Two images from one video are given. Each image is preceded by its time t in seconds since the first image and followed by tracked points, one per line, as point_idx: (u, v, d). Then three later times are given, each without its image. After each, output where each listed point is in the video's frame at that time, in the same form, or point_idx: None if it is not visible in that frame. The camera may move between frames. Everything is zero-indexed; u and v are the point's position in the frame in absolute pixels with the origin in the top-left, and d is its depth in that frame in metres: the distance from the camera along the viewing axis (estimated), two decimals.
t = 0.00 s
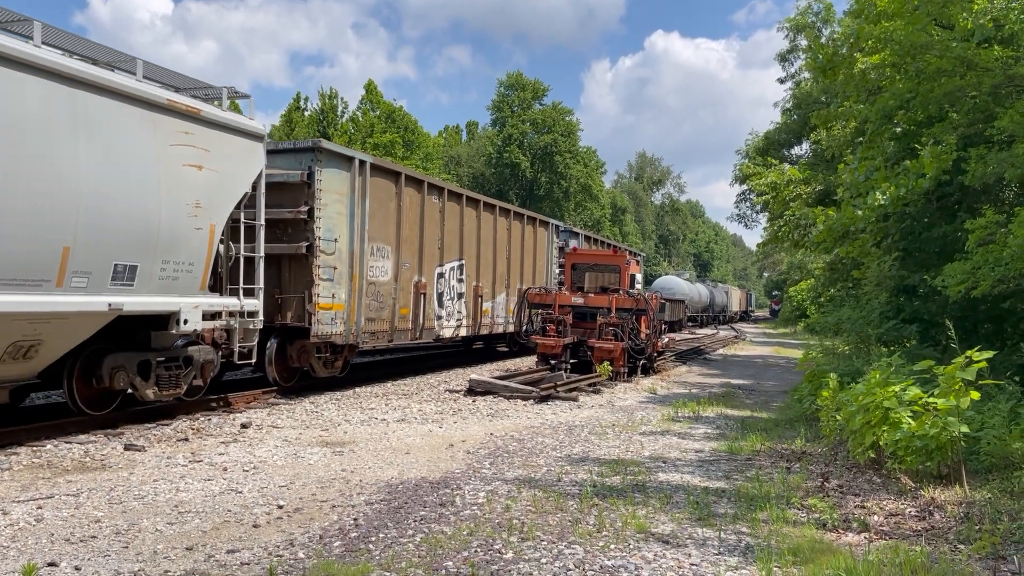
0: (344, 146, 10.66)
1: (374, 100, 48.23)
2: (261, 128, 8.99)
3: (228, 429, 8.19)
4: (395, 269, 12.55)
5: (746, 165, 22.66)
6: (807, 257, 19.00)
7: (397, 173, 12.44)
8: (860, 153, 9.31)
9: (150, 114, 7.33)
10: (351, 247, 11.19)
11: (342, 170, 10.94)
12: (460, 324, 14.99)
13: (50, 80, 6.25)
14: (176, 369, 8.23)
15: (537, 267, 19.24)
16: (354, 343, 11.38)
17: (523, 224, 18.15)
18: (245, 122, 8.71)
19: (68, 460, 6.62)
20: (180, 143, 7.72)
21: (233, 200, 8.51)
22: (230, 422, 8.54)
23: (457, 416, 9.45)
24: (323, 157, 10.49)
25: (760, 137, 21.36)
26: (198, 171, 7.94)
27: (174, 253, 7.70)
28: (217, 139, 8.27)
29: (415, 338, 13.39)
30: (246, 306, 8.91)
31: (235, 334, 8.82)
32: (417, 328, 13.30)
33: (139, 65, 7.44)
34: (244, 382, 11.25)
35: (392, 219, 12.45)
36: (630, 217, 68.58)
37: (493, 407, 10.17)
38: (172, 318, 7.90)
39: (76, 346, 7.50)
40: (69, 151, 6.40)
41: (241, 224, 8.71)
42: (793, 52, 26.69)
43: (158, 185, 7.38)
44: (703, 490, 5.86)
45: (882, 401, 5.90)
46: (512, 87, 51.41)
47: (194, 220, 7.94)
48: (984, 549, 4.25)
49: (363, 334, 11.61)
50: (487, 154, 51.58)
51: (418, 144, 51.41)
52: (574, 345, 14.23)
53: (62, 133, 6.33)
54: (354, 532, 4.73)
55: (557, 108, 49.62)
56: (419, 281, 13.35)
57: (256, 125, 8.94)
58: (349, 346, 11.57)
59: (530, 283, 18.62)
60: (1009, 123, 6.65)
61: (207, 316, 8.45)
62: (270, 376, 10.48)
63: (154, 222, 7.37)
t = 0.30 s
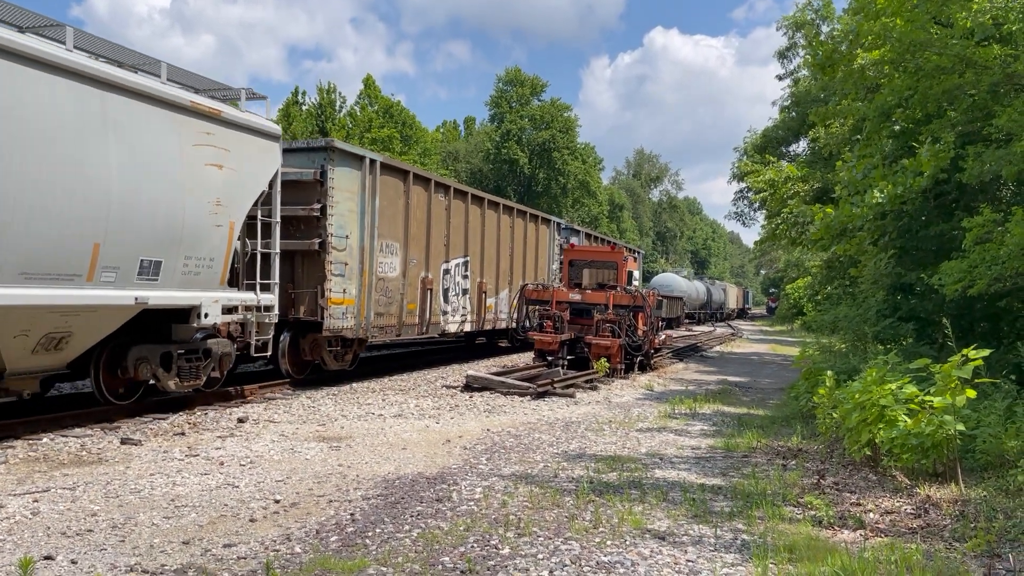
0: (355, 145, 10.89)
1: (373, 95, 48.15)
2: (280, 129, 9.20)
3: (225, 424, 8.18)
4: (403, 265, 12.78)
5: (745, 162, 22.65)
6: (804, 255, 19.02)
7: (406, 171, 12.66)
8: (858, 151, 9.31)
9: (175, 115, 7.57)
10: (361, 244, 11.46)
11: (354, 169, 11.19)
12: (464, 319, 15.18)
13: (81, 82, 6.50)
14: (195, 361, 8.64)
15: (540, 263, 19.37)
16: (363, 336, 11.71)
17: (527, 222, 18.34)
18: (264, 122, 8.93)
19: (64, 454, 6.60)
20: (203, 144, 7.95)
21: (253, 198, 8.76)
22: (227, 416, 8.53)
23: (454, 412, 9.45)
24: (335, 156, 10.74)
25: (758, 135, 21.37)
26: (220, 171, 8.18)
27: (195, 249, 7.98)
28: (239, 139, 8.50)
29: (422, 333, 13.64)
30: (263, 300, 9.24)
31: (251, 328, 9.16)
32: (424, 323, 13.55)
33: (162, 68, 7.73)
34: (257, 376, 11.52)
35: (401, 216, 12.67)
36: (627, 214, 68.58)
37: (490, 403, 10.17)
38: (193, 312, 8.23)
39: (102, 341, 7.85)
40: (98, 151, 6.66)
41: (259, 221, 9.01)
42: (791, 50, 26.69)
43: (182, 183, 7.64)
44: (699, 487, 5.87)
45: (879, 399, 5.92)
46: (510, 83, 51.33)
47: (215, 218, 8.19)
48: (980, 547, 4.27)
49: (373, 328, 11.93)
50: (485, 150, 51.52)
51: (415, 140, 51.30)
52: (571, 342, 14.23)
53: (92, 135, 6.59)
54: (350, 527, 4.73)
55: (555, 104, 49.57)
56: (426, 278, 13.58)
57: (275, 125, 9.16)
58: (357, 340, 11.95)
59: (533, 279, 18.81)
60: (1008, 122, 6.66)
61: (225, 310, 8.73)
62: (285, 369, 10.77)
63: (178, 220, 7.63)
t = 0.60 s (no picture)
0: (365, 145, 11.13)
1: (371, 90, 48.06)
2: (293, 130, 9.65)
3: (221, 418, 8.17)
4: (410, 262, 13.00)
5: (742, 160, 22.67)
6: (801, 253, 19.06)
7: (413, 170, 12.89)
8: (855, 150, 9.31)
9: (196, 118, 8.03)
10: (370, 241, 11.69)
11: (363, 168, 11.43)
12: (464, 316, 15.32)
13: (111, 87, 6.94)
14: (214, 354, 9.06)
15: (539, 261, 19.44)
16: (371, 331, 11.94)
17: (529, 221, 18.54)
18: (278, 124, 9.39)
19: (60, 448, 6.59)
20: (222, 145, 8.42)
21: (268, 197, 9.24)
22: (223, 411, 8.52)
23: (450, 408, 9.45)
24: (346, 155, 10.99)
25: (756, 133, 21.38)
26: (237, 171, 8.65)
27: (216, 246, 8.45)
28: (254, 140, 8.96)
29: (427, 328, 13.85)
30: (278, 295, 9.72)
31: (266, 322, 9.63)
32: (429, 318, 13.77)
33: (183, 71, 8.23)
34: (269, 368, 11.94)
35: (408, 214, 12.90)
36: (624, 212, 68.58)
37: (486, 399, 10.17)
38: (213, 307, 8.66)
39: (127, 333, 8.24)
40: (127, 152, 7.10)
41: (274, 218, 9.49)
42: (790, 48, 26.67)
43: (202, 183, 8.09)
44: (695, 484, 5.88)
45: (874, 397, 5.94)
46: (508, 79, 51.23)
47: (233, 216, 8.66)
48: (974, 545, 4.29)
49: (380, 323, 12.16)
50: (482, 146, 51.44)
51: (413, 136, 51.18)
52: (567, 339, 14.23)
53: (122, 137, 7.04)
54: (346, 522, 4.73)
55: (553, 101, 49.53)
56: (432, 274, 13.79)
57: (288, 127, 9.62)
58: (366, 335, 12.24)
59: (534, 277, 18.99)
60: (1004, 121, 6.69)
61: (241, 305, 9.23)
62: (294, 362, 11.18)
63: (199, 218, 8.10)
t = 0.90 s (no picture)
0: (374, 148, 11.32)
1: (368, 88, 48.03)
2: (306, 134, 9.91)
3: (216, 416, 8.16)
4: (416, 261, 13.18)
5: (739, 160, 22.70)
6: (796, 253, 19.10)
7: (419, 172, 13.07)
8: (851, 150, 9.36)
9: (216, 122, 8.29)
10: (378, 241, 11.89)
11: (372, 170, 11.63)
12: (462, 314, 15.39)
13: (138, 93, 7.20)
14: (231, 349, 9.20)
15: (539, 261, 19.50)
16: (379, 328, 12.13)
17: (532, 221, 18.69)
18: (292, 128, 9.66)
19: (56, 445, 6.57)
20: (240, 148, 8.68)
21: (283, 198, 9.51)
22: (219, 408, 8.51)
23: (446, 406, 9.46)
24: (356, 158, 11.19)
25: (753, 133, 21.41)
26: (254, 173, 8.91)
27: (234, 246, 8.72)
28: (269, 144, 9.22)
29: (432, 326, 14.03)
30: (291, 294, 9.94)
31: (280, 318, 9.86)
32: (434, 316, 13.95)
33: (205, 77, 8.35)
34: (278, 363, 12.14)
35: (415, 215, 13.08)
36: (621, 210, 68.60)
37: (482, 397, 10.18)
38: (230, 304, 8.91)
39: (149, 328, 8.50)
40: (152, 155, 7.36)
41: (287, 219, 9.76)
42: (787, 48, 26.66)
43: (222, 185, 8.36)
44: (690, 483, 5.89)
45: (869, 397, 5.96)
46: (505, 77, 51.19)
47: (250, 217, 8.91)
48: (968, 545, 4.31)
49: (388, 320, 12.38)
50: (479, 144, 51.40)
51: (409, 134, 51.11)
52: (563, 338, 14.24)
53: (148, 140, 7.30)
54: (342, 520, 4.73)
55: (550, 99, 49.52)
56: (437, 273, 13.97)
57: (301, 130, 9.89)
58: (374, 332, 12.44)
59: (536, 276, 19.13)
60: (1000, 122, 6.72)
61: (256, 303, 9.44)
62: (305, 358, 11.37)
63: (219, 219, 8.37)
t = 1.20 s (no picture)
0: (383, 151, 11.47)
1: (365, 87, 48.04)
2: (317, 138, 10.24)
3: (212, 416, 8.15)
4: (422, 262, 13.28)
5: (736, 161, 22.72)
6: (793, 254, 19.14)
7: (426, 174, 13.20)
8: (848, 152, 9.42)
9: (234, 128, 8.66)
10: (386, 243, 12.01)
11: (381, 174, 11.77)
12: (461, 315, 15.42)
13: (162, 101, 7.58)
14: (245, 348, 9.61)
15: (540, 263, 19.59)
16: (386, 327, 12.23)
17: (534, 223, 18.81)
18: (304, 133, 10.00)
19: (51, 445, 6.55)
20: (256, 152, 9.04)
21: (297, 201, 9.86)
22: (215, 408, 8.50)
23: (442, 407, 9.46)
24: (365, 161, 11.34)
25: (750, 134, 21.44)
26: (269, 176, 9.27)
27: (250, 247, 9.08)
28: (284, 148, 9.57)
29: (437, 327, 14.10)
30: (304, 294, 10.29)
31: (291, 318, 10.25)
32: (439, 317, 14.02)
33: (223, 85, 8.74)
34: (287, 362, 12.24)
35: (421, 217, 13.20)
36: (618, 210, 68.60)
37: (478, 397, 10.18)
38: (246, 304, 9.30)
39: (169, 328, 8.83)
40: (175, 160, 7.74)
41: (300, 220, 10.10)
42: (785, 49, 26.67)
43: (240, 188, 8.73)
44: (686, 485, 5.90)
45: (864, 398, 5.98)
46: (502, 77, 51.19)
47: (266, 219, 9.27)
48: (962, 547, 4.32)
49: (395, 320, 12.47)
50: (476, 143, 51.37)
51: (406, 133, 51.06)
52: (560, 338, 14.24)
53: (172, 147, 7.69)
54: (338, 521, 4.72)
55: (547, 100, 49.53)
56: (442, 274, 14.06)
57: (313, 135, 10.22)
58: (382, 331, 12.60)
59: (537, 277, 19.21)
60: (995, 125, 6.74)
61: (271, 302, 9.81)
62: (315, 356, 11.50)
63: (238, 221, 8.74)
